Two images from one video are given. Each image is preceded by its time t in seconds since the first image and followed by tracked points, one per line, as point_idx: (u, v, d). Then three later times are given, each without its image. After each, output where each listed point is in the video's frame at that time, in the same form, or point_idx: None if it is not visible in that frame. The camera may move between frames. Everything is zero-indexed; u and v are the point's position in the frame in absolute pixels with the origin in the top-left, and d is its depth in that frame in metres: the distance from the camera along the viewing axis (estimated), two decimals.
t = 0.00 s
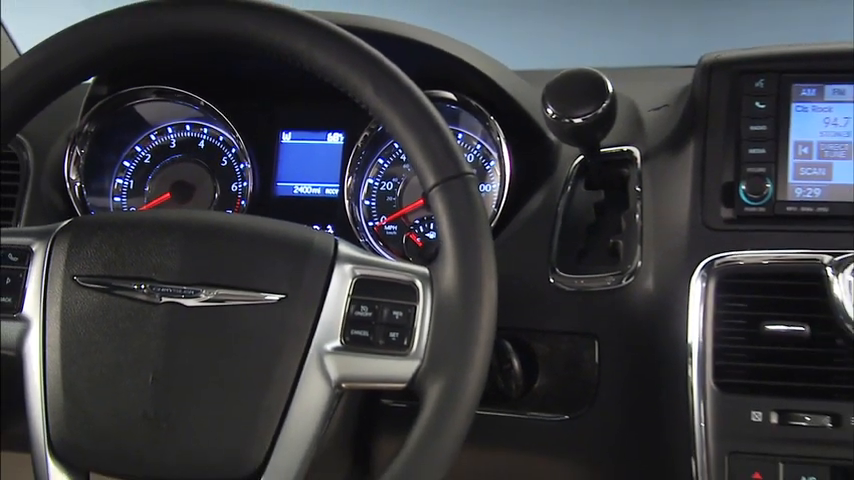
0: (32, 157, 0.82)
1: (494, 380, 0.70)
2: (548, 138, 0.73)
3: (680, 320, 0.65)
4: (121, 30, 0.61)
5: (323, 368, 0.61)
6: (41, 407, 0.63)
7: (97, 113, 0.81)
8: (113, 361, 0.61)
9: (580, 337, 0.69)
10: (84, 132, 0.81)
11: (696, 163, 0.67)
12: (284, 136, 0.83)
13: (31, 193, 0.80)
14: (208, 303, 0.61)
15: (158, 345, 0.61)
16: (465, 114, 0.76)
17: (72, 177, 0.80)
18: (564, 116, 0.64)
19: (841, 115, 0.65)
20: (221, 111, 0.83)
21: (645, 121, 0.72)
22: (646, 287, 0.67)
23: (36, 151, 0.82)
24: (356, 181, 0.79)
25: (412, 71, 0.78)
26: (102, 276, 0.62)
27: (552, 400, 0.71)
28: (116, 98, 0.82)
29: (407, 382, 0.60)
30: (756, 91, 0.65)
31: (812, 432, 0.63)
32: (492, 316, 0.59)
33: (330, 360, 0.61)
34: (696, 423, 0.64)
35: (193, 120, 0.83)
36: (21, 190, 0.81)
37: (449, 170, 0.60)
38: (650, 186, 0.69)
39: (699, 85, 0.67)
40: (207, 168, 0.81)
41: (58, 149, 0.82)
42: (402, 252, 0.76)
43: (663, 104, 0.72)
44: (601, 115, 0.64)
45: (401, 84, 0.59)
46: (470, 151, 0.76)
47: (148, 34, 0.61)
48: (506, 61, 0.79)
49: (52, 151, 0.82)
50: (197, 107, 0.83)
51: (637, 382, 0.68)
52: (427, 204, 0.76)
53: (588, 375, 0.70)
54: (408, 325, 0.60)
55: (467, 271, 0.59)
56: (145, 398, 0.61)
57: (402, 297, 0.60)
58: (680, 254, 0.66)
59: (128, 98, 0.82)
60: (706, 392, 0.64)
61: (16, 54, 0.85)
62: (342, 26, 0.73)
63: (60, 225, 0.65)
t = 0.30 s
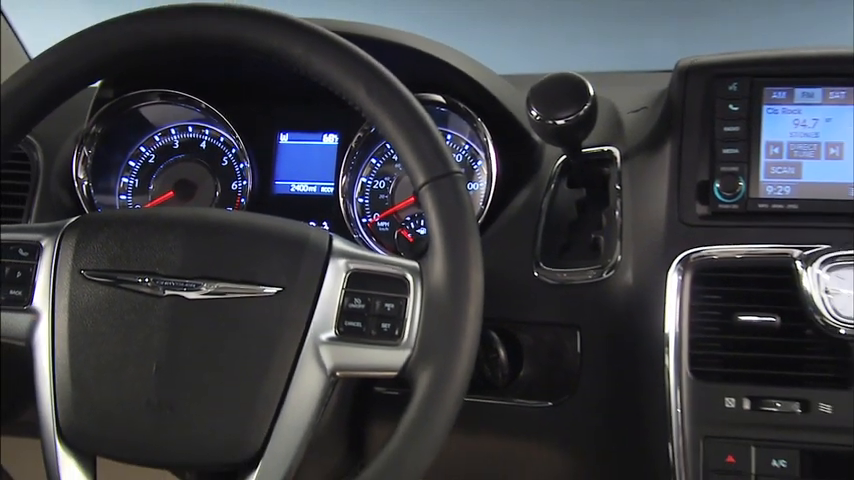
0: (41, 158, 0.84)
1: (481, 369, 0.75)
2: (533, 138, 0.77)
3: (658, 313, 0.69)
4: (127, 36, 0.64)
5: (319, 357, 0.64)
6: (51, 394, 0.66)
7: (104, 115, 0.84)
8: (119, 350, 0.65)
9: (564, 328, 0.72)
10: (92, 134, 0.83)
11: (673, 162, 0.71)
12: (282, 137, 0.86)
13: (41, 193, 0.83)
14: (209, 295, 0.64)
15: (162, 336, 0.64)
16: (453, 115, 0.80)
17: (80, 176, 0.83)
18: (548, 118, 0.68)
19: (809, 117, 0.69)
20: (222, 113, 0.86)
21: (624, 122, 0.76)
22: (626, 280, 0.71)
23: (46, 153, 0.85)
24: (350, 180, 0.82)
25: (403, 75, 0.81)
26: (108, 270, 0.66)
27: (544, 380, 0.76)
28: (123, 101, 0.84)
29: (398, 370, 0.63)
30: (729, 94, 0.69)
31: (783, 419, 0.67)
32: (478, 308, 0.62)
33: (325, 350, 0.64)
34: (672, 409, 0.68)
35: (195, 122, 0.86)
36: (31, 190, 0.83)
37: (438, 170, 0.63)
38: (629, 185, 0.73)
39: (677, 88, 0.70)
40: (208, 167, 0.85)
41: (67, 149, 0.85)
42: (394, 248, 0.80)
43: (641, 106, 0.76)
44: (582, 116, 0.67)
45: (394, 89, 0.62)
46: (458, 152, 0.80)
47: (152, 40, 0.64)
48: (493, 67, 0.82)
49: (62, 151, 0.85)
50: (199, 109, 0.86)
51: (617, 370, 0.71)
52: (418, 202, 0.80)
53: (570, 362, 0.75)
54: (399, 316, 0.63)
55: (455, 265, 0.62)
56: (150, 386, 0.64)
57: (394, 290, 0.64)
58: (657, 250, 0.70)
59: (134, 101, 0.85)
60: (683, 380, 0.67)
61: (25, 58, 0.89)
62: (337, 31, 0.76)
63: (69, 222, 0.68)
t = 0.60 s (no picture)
0: (51, 157, 0.88)
1: (469, 358, 0.79)
2: (519, 139, 0.81)
3: (637, 304, 0.72)
4: (131, 42, 0.67)
5: (314, 346, 0.68)
6: (59, 382, 0.69)
7: (111, 116, 0.87)
8: (125, 340, 0.68)
9: (547, 318, 0.76)
10: (98, 134, 0.86)
11: (650, 161, 0.74)
12: (279, 137, 0.89)
13: (50, 189, 0.87)
14: (209, 288, 0.68)
15: (165, 326, 0.67)
16: (442, 116, 0.84)
17: (87, 175, 0.85)
18: (532, 119, 0.71)
19: (781, 118, 0.72)
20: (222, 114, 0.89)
21: (605, 123, 0.81)
22: (606, 273, 0.75)
23: (55, 152, 0.89)
24: (344, 178, 0.85)
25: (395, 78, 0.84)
26: (114, 264, 0.69)
27: (526, 369, 0.79)
28: (128, 104, 0.87)
29: (390, 358, 0.66)
30: (705, 96, 0.72)
31: (755, 403, 0.71)
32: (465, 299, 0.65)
33: (320, 340, 0.67)
34: (650, 394, 0.72)
35: (197, 123, 0.89)
36: (41, 188, 0.87)
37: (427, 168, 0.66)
38: (609, 183, 0.77)
39: (653, 92, 0.74)
40: (209, 166, 0.88)
41: (74, 149, 0.88)
42: (386, 242, 0.83)
43: (621, 107, 0.81)
44: (565, 118, 0.71)
45: (385, 91, 0.65)
46: (447, 151, 0.84)
47: (156, 45, 0.67)
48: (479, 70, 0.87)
49: (70, 152, 0.88)
50: (200, 111, 0.89)
51: (598, 358, 0.76)
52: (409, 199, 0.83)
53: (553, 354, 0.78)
54: (391, 307, 0.67)
55: (443, 258, 0.65)
56: (154, 374, 0.67)
57: (386, 282, 0.67)
58: (635, 244, 0.73)
59: (139, 103, 0.88)
60: (660, 367, 0.71)
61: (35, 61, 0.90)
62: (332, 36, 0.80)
63: (76, 218, 0.71)
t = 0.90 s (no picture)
0: (60, 156, 0.93)
1: (458, 346, 0.83)
2: (504, 138, 0.85)
3: (617, 295, 0.77)
4: (135, 46, 0.70)
5: (310, 336, 0.71)
6: (68, 370, 0.73)
7: (117, 117, 0.91)
8: (130, 330, 0.71)
9: (532, 308, 0.81)
10: (105, 134, 0.91)
11: (631, 158, 0.79)
12: (278, 137, 0.93)
13: (59, 188, 0.91)
14: (211, 280, 0.71)
15: (168, 316, 0.71)
16: (432, 116, 0.87)
17: (95, 173, 0.90)
18: (517, 119, 0.75)
19: (753, 118, 0.76)
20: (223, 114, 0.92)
21: (587, 123, 0.85)
22: (588, 266, 0.79)
23: (64, 150, 0.93)
24: (340, 175, 0.89)
25: (388, 79, 0.88)
26: (120, 257, 0.72)
27: (512, 357, 0.84)
28: (132, 105, 0.91)
29: (382, 347, 0.70)
30: (681, 97, 0.76)
31: (729, 388, 0.75)
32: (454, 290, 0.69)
33: (316, 329, 0.71)
34: (630, 381, 0.76)
35: (199, 123, 0.92)
36: (50, 185, 0.92)
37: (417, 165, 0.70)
38: (591, 181, 0.81)
39: (633, 94, 0.78)
40: (210, 165, 0.91)
41: (81, 149, 0.93)
42: (379, 237, 0.86)
43: (602, 108, 0.85)
44: (549, 118, 0.75)
45: (377, 93, 0.69)
46: (437, 150, 0.87)
47: (158, 50, 0.70)
48: (467, 73, 0.92)
49: (78, 150, 0.93)
50: (202, 112, 0.92)
51: (581, 346, 0.80)
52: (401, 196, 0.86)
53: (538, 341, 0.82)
54: (383, 298, 0.70)
55: (432, 251, 0.69)
56: (159, 362, 0.71)
57: (378, 275, 0.71)
58: (616, 238, 0.78)
59: (143, 105, 0.92)
60: (639, 355, 0.76)
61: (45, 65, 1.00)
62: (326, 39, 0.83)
63: (84, 213, 0.75)
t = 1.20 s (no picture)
0: (67, 153, 0.96)
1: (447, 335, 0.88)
2: (491, 136, 0.89)
3: (598, 285, 0.81)
4: (140, 48, 0.73)
5: (307, 324, 0.75)
6: (75, 357, 0.77)
7: (123, 115, 0.94)
8: (135, 319, 0.75)
9: (518, 298, 0.85)
10: (110, 132, 0.94)
11: (612, 154, 0.83)
12: (275, 135, 0.96)
13: (67, 183, 0.95)
14: (211, 271, 0.75)
15: (171, 306, 0.75)
16: (422, 115, 0.91)
17: (100, 169, 0.93)
18: (504, 117, 0.79)
19: (727, 117, 0.80)
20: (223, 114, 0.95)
21: (571, 122, 0.89)
22: (571, 258, 0.83)
23: (72, 147, 0.97)
24: (335, 172, 0.92)
25: (381, 79, 0.91)
26: (125, 250, 0.76)
27: (501, 345, 0.88)
28: (137, 104, 0.94)
29: (375, 335, 0.74)
30: (659, 97, 0.80)
31: (705, 373, 0.79)
32: (443, 281, 0.73)
33: (312, 318, 0.75)
34: (611, 368, 0.80)
35: (201, 122, 0.96)
36: (58, 181, 0.95)
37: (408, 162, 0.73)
38: (573, 177, 0.85)
39: (614, 94, 0.82)
40: (212, 161, 0.94)
41: (90, 144, 0.96)
42: (372, 230, 0.90)
43: (584, 108, 0.90)
44: (533, 116, 0.78)
45: (370, 93, 0.72)
46: (427, 147, 0.91)
47: (160, 52, 0.74)
48: (457, 73, 0.96)
49: (84, 147, 0.96)
50: (203, 111, 0.95)
51: (564, 333, 0.84)
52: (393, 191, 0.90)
53: (522, 329, 0.87)
54: (376, 288, 0.74)
55: (423, 243, 0.72)
56: (163, 350, 0.75)
57: (371, 266, 0.75)
58: (597, 230, 0.82)
59: (147, 104, 0.95)
60: (619, 342, 0.80)
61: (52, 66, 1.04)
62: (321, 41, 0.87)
63: (90, 207, 0.78)
